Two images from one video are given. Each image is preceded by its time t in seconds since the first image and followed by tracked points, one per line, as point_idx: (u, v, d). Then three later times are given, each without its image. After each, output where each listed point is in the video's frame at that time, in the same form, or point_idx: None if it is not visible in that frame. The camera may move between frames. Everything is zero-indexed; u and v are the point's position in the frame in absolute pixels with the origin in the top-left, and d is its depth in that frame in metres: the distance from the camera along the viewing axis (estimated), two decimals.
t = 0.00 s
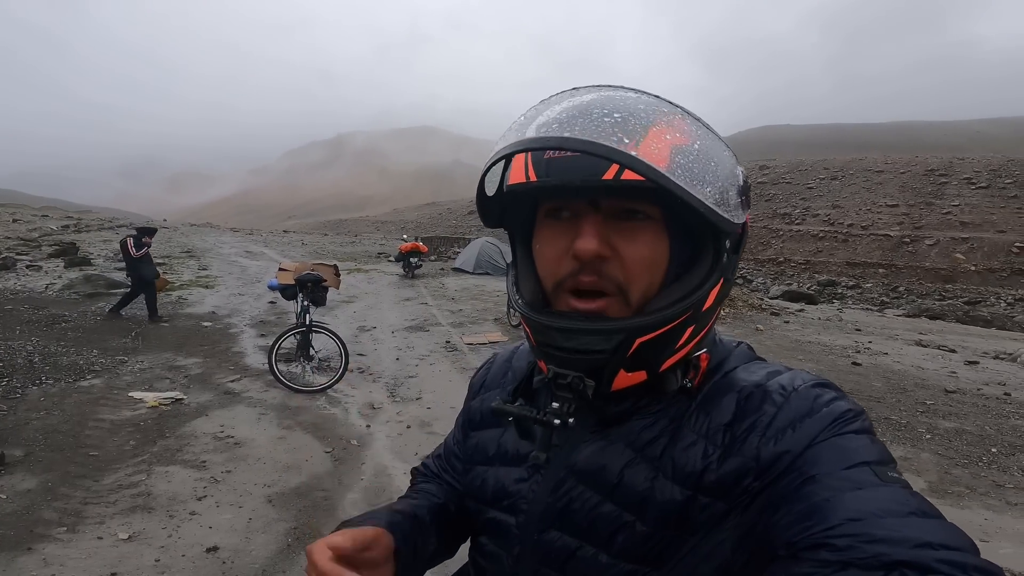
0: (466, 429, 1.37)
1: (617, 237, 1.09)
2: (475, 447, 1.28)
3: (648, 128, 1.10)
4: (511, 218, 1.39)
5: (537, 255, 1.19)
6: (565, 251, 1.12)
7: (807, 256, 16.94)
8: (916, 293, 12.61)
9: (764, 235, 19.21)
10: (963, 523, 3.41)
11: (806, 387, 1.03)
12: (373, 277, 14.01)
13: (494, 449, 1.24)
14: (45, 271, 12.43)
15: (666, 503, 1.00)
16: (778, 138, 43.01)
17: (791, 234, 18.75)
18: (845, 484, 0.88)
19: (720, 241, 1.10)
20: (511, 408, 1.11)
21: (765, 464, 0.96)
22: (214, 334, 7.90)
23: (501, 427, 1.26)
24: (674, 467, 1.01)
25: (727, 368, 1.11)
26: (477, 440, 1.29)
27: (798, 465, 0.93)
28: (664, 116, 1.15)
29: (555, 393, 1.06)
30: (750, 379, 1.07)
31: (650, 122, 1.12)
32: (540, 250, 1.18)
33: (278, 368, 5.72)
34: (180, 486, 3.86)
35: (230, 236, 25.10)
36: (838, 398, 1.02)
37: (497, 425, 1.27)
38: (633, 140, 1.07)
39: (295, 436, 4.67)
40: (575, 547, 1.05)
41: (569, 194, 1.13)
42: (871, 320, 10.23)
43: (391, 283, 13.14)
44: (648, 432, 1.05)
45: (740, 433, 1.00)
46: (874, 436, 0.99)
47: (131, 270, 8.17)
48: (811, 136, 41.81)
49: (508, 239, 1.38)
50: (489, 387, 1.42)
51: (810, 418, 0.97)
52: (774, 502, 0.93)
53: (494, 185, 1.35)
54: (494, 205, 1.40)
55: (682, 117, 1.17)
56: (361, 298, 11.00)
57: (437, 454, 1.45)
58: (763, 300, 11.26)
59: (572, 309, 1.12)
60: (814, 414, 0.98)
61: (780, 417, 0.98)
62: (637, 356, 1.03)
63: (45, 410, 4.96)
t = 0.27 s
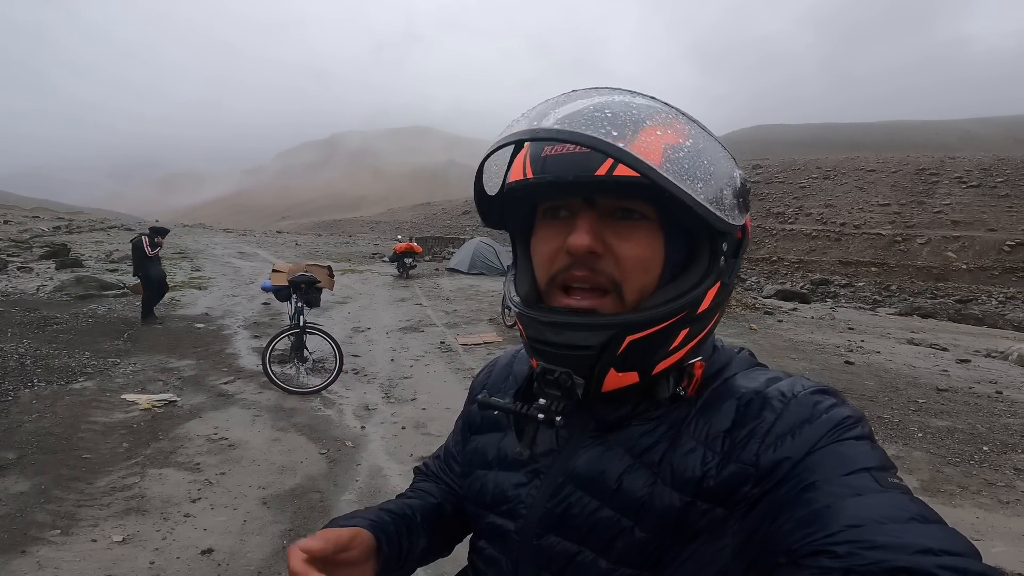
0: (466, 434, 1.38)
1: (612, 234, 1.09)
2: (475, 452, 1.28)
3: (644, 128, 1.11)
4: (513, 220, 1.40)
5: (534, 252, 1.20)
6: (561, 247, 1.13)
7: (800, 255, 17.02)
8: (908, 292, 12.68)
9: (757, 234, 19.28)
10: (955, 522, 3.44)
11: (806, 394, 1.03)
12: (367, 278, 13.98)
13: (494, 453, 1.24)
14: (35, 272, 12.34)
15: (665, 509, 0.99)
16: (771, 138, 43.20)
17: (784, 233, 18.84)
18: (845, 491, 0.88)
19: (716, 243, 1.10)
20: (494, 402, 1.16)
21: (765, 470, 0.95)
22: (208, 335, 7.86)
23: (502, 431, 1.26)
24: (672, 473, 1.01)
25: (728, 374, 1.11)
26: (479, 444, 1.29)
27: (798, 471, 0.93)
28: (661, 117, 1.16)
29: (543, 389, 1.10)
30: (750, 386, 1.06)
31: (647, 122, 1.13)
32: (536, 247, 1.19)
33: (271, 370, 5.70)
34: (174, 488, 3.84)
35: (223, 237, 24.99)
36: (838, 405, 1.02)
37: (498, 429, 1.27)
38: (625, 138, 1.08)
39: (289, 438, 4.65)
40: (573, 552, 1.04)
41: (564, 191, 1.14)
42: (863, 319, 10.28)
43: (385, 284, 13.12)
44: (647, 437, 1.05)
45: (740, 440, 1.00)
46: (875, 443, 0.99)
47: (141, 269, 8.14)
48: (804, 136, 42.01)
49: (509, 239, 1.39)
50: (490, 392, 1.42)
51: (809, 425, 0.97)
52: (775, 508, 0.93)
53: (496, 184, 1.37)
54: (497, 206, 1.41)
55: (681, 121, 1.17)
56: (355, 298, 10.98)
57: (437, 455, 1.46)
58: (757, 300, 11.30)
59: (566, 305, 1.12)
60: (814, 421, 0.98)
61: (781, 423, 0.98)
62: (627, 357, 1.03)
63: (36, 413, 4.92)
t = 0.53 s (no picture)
0: (457, 433, 1.37)
1: (633, 250, 1.09)
2: (467, 453, 1.28)
3: (662, 145, 1.12)
4: (509, 233, 1.35)
5: (546, 267, 1.16)
6: (578, 262, 1.11)
7: (794, 255, 17.10)
8: (900, 291, 12.77)
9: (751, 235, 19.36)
10: (947, 522, 3.47)
11: (800, 408, 1.04)
12: (362, 279, 13.96)
13: (483, 454, 1.24)
14: (27, 275, 12.25)
15: (655, 519, 0.99)
16: (764, 138, 43.39)
17: (777, 234, 18.92)
18: (833, 505, 0.89)
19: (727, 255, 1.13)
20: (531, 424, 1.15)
21: (756, 482, 0.96)
22: (201, 338, 7.83)
23: (492, 433, 1.27)
24: (664, 482, 1.01)
25: (724, 385, 1.11)
26: (468, 445, 1.29)
27: (789, 485, 0.94)
28: (673, 132, 1.16)
29: (573, 406, 1.07)
30: (746, 399, 1.06)
31: (667, 135, 1.14)
32: (549, 262, 1.16)
33: (265, 373, 5.68)
34: (167, 492, 3.82)
35: (216, 239, 24.89)
36: (830, 420, 1.03)
37: (489, 431, 1.27)
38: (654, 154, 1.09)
39: (283, 441, 4.64)
40: (561, 559, 1.04)
41: (584, 206, 1.11)
42: (856, 318, 10.35)
43: (380, 285, 13.10)
44: (640, 446, 1.05)
45: (734, 451, 1.00)
46: (865, 458, 1.00)
47: (152, 275, 8.19)
48: (797, 136, 42.22)
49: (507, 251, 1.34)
50: (483, 392, 1.41)
51: (802, 439, 0.98)
52: (764, 521, 0.94)
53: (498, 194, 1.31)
54: (494, 219, 1.35)
55: (695, 133, 1.20)
56: (349, 300, 10.95)
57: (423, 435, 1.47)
58: (751, 300, 11.36)
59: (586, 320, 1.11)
60: (807, 435, 0.99)
61: (775, 436, 0.99)
62: (654, 369, 1.03)
63: (28, 416, 4.89)
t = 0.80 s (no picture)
0: (450, 427, 1.39)
1: (628, 246, 1.11)
2: (460, 448, 1.29)
3: (659, 141, 1.12)
4: (506, 226, 1.36)
5: (542, 262, 1.18)
6: (575, 258, 1.12)
7: (788, 255, 17.17)
8: (893, 291, 12.84)
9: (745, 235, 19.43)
10: (938, 520, 3.50)
11: (794, 404, 1.06)
12: (357, 280, 13.94)
13: (477, 449, 1.25)
14: (19, 276, 12.18)
15: (652, 513, 1.01)
16: (759, 139, 43.55)
17: (772, 234, 19.01)
18: (825, 498, 0.90)
19: (721, 250, 1.13)
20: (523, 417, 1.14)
21: (750, 476, 0.97)
22: (195, 339, 7.80)
23: (487, 427, 1.28)
24: (659, 475, 1.02)
25: (718, 380, 1.12)
26: (463, 439, 1.30)
27: (781, 479, 0.95)
28: (670, 129, 1.16)
29: (566, 400, 1.07)
30: (740, 394, 1.08)
31: (663, 132, 1.14)
32: (546, 257, 1.17)
33: (260, 374, 5.68)
34: (161, 493, 3.82)
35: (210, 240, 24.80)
36: (823, 416, 1.04)
37: (483, 426, 1.29)
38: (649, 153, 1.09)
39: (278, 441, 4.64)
40: (557, 554, 1.05)
41: (580, 202, 1.12)
42: (850, 318, 10.41)
43: (375, 286, 13.09)
44: (636, 440, 1.06)
45: (728, 445, 1.01)
46: (856, 453, 1.01)
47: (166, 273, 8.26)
48: (791, 137, 42.41)
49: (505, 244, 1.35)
50: (475, 387, 1.43)
51: (795, 434, 1.00)
52: (758, 514, 0.95)
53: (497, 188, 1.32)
54: (491, 212, 1.36)
55: (691, 131, 1.20)
56: (344, 301, 10.93)
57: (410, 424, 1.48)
58: (745, 300, 11.41)
59: (581, 315, 1.12)
60: (800, 430, 1.00)
61: (768, 431, 1.00)
62: (646, 363, 1.04)
63: (21, 417, 4.87)
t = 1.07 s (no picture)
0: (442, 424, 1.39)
1: (611, 246, 1.11)
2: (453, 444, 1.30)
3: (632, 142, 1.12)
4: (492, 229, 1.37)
5: (528, 267, 1.19)
6: (559, 262, 1.14)
7: (781, 254, 17.25)
8: (885, 290, 12.92)
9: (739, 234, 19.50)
10: (929, 518, 3.53)
11: (787, 397, 1.06)
12: (351, 279, 13.92)
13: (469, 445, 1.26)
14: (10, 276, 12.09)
15: (648, 504, 1.02)
16: (752, 138, 43.69)
17: (765, 233, 19.09)
18: (816, 489, 0.90)
19: (703, 245, 1.14)
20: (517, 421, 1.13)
21: (744, 468, 0.98)
22: (188, 338, 7.77)
23: (479, 423, 1.29)
24: (654, 467, 1.03)
25: (710, 374, 1.13)
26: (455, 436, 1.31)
27: (773, 470, 0.95)
28: (642, 128, 1.16)
29: (558, 399, 1.08)
30: (733, 387, 1.09)
31: (636, 134, 1.14)
32: (530, 261, 1.19)
33: (253, 373, 5.67)
34: (153, 492, 3.80)
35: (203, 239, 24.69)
36: (815, 410, 1.05)
37: (476, 422, 1.29)
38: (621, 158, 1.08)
39: (272, 440, 4.63)
40: (553, 547, 1.06)
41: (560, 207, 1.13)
42: (842, 316, 10.47)
43: (369, 285, 13.07)
44: (631, 431, 1.07)
45: (722, 437, 1.02)
46: (847, 447, 1.01)
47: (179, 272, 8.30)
48: (785, 136, 42.57)
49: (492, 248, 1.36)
50: (467, 384, 1.44)
51: (789, 426, 1.00)
52: (749, 504, 0.95)
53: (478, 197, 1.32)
54: (476, 217, 1.37)
55: (664, 127, 1.19)
56: (338, 300, 10.92)
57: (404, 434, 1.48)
58: (739, 299, 11.45)
59: (567, 317, 1.14)
60: (793, 423, 1.01)
61: (761, 424, 1.01)
62: (633, 362, 1.05)
63: (12, 417, 4.84)
